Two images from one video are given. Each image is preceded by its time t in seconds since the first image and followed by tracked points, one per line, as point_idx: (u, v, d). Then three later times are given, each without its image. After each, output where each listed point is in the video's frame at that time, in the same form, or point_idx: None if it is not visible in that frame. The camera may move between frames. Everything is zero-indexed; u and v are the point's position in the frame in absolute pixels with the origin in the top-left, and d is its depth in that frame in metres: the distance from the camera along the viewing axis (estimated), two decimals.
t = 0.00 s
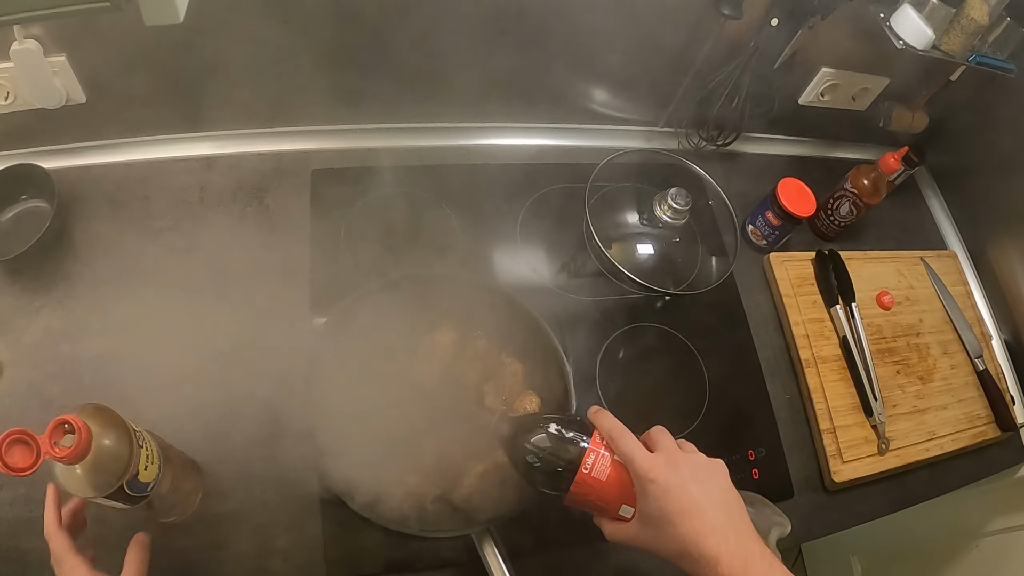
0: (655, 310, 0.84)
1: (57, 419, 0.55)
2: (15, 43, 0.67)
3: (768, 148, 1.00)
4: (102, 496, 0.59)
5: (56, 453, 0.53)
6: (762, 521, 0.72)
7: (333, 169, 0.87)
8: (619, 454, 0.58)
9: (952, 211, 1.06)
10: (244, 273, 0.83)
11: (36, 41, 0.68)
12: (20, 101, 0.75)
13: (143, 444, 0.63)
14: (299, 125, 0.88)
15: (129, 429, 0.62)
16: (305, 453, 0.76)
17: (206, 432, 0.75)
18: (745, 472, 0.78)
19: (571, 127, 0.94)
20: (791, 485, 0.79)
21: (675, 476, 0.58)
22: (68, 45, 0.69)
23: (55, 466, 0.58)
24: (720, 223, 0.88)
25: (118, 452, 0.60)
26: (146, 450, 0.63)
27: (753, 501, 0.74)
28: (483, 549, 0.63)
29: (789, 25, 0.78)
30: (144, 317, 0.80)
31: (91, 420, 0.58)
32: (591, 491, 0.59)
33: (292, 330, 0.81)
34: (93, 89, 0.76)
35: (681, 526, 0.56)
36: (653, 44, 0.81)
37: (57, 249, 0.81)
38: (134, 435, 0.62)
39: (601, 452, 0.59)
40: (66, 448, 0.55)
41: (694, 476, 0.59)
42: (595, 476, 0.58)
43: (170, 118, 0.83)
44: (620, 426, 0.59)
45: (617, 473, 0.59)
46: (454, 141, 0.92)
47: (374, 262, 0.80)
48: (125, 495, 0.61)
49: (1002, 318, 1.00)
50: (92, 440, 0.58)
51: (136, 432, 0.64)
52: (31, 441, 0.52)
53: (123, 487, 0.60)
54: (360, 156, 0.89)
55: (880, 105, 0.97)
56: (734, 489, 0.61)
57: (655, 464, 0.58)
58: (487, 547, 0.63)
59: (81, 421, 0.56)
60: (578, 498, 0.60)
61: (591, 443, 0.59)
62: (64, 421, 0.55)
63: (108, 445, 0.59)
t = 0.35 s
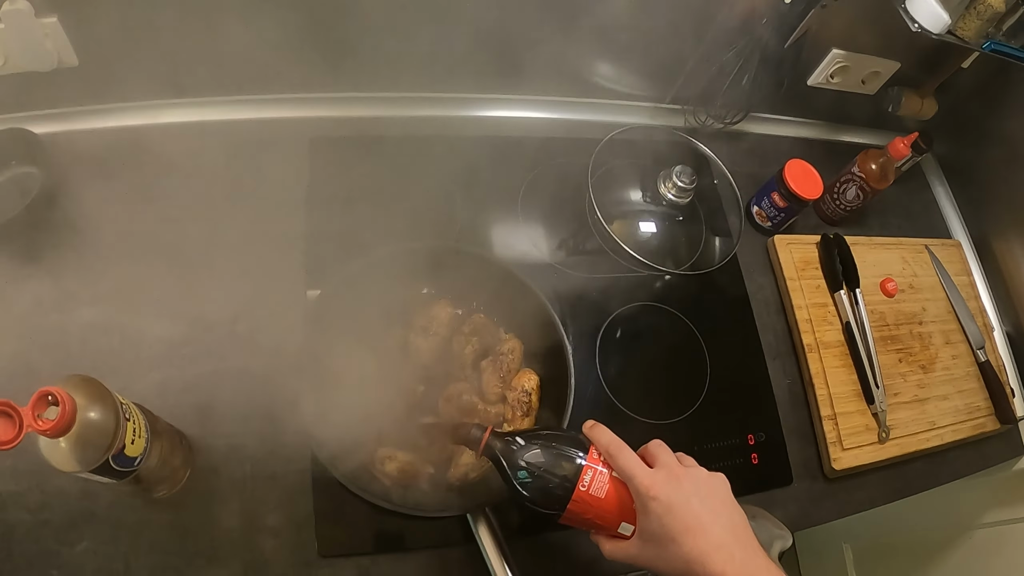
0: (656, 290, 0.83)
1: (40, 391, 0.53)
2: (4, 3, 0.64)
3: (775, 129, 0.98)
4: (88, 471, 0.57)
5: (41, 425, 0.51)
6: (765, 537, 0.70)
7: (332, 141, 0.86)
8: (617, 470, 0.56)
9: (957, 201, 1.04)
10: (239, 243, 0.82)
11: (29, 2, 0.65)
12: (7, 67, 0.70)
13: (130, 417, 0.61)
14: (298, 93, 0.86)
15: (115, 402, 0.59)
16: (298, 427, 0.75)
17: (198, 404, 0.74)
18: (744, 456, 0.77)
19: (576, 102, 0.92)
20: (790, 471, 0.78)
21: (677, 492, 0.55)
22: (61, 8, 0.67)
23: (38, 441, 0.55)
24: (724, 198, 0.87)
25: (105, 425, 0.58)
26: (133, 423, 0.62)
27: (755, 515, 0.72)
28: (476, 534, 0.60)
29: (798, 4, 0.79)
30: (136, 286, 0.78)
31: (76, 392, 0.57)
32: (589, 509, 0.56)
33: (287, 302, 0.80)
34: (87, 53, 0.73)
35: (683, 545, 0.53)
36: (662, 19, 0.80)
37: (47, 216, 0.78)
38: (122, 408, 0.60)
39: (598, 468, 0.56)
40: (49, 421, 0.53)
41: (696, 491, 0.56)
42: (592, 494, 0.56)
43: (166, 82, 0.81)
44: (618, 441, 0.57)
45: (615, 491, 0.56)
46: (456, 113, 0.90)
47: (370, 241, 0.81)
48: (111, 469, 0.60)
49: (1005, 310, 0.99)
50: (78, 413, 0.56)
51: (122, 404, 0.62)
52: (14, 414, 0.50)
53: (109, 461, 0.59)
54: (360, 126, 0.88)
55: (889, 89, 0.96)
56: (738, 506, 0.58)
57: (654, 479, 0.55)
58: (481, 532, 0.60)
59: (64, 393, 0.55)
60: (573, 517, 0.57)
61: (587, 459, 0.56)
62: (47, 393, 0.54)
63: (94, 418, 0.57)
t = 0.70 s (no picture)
0: (651, 281, 0.83)
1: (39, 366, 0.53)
2: None
3: (773, 121, 0.99)
4: (85, 448, 0.57)
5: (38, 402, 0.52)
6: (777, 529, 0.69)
7: (331, 123, 0.86)
8: (641, 454, 0.56)
9: (955, 197, 1.05)
10: (238, 227, 0.82)
11: None
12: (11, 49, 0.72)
13: (128, 396, 0.62)
14: (297, 78, 0.87)
15: (112, 380, 0.60)
16: (295, 409, 0.76)
17: (195, 386, 0.74)
18: (738, 445, 0.77)
19: (575, 90, 0.93)
20: (783, 460, 0.79)
21: (698, 479, 0.56)
22: None
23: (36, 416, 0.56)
24: (722, 190, 0.88)
25: (104, 402, 0.58)
26: (131, 402, 0.62)
27: (768, 508, 0.72)
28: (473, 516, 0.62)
29: None
30: (135, 269, 0.78)
31: (76, 370, 0.57)
32: (610, 491, 0.56)
33: (285, 286, 0.80)
34: (88, 35, 0.74)
35: (700, 531, 0.55)
36: (661, 8, 0.80)
37: (47, 199, 0.79)
38: (119, 386, 0.61)
39: (621, 451, 0.56)
40: (47, 397, 0.53)
41: (715, 480, 0.57)
42: (614, 475, 0.56)
43: (166, 65, 0.81)
44: (642, 425, 0.57)
45: (637, 474, 0.56)
46: (455, 100, 0.90)
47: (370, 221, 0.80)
48: (107, 448, 0.60)
49: (1001, 305, 0.99)
50: (76, 390, 0.56)
51: (121, 383, 0.62)
52: (11, 389, 0.51)
53: (105, 438, 0.59)
54: (359, 110, 0.88)
55: (888, 83, 0.96)
56: (754, 496, 0.59)
57: (677, 465, 0.56)
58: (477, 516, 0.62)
59: (63, 369, 0.55)
60: (594, 497, 0.57)
61: (611, 442, 0.57)
62: (45, 369, 0.54)
63: (92, 396, 0.57)
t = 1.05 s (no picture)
0: (649, 276, 0.83)
1: (33, 365, 0.53)
2: None
3: (768, 113, 0.99)
4: (81, 446, 0.58)
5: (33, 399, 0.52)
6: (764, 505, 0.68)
7: (327, 120, 0.86)
8: (629, 421, 0.56)
9: (952, 188, 1.05)
10: (232, 225, 0.82)
11: None
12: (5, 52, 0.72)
13: (122, 393, 0.62)
14: (292, 77, 0.87)
15: (107, 378, 0.60)
16: (291, 407, 0.76)
17: (192, 384, 0.75)
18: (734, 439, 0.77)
19: (570, 86, 0.93)
20: (780, 454, 0.78)
21: (686, 449, 0.56)
22: None
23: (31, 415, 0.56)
24: (717, 184, 0.88)
25: (98, 400, 0.58)
26: (126, 400, 0.62)
27: (757, 485, 0.71)
28: (477, 511, 0.58)
29: None
30: (130, 269, 0.78)
31: (69, 368, 0.58)
32: (598, 458, 0.57)
33: (280, 284, 0.80)
34: (82, 38, 0.74)
35: (687, 500, 0.55)
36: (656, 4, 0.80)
37: (43, 200, 0.79)
38: (114, 384, 0.61)
39: (610, 418, 0.57)
40: (42, 395, 0.54)
41: (704, 450, 0.57)
42: (602, 442, 0.56)
43: (161, 66, 0.81)
44: (632, 393, 0.58)
45: (626, 440, 0.57)
46: (449, 97, 0.90)
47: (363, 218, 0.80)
48: (103, 445, 0.60)
49: (999, 296, 0.99)
50: (70, 388, 0.56)
51: (115, 380, 0.62)
52: (7, 387, 0.51)
53: (100, 436, 0.59)
54: (353, 108, 0.88)
55: (884, 75, 0.96)
56: (744, 468, 0.59)
57: (666, 433, 0.56)
58: (482, 510, 0.59)
59: (58, 368, 0.55)
60: (581, 463, 0.57)
61: (600, 408, 0.57)
62: (39, 367, 0.54)
63: (87, 394, 0.58)
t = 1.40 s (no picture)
0: (657, 272, 0.83)
1: (37, 362, 0.53)
2: None
3: (776, 108, 0.98)
4: (85, 443, 0.57)
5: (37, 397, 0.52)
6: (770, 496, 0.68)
7: (332, 114, 0.85)
8: (636, 410, 0.55)
9: (962, 185, 1.04)
10: (237, 220, 0.81)
11: None
12: (10, 46, 0.72)
13: (127, 390, 0.62)
14: (298, 70, 0.86)
15: (111, 374, 0.60)
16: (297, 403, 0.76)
17: (198, 379, 0.75)
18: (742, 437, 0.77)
19: (577, 80, 0.92)
20: (787, 452, 0.78)
21: (693, 439, 0.56)
22: None
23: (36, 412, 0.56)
24: (726, 179, 0.87)
25: (102, 398, 0.58)
26: (130, 396, 0.62)
27: (762, 475, 0.71)
28: (478, 511, 0.59)
29: None
30: (136, 264, 0.78)
31: (74, 365, 0.57)
32: (602, 446, 0.55)
33: (285, 279, 0.80)
34: (87, 32, 0.74)
35: (695, 491, 0.55)
36: None
37: (49, 195, 0.78)
38: (119, 381, 0.61)
39: (616, 406, 0.56)
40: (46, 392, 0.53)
41: (711, 440, 0.57)
42: (608, 431, 0.55)
43: (167, 60, 0.81)
44: (638, 380, 0.57)
45: (632, 428, 0.55)
46: (456, 90, 0.90)
47: (367, 213, 0.80)
48: (107, 442, 0.60)
49: (1009, 294, 0.98)
50: (74, 385, 0.56)
51: (120, 377, 0.62)
52: (11, 385, 0.51)
53: (105, 433, 0.59)
54: (359, 102, 0.87)
55: (894, 70, 0.95)
56: (750, 459, 0.59)
57: (672, 423, 0.55)
58: (483, 510, 0.59)
59: (62, 365, 0.55)
60: (585, 451, 0.56)
61: (605, 396, 0.56)
62: (43, 364, 0.54)
63: (91, 391, 0.57)
